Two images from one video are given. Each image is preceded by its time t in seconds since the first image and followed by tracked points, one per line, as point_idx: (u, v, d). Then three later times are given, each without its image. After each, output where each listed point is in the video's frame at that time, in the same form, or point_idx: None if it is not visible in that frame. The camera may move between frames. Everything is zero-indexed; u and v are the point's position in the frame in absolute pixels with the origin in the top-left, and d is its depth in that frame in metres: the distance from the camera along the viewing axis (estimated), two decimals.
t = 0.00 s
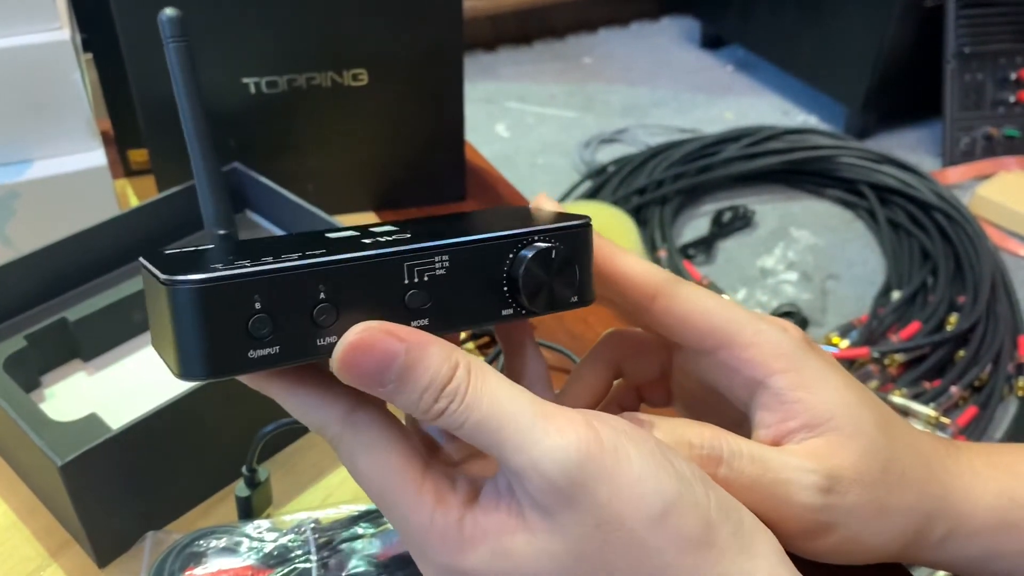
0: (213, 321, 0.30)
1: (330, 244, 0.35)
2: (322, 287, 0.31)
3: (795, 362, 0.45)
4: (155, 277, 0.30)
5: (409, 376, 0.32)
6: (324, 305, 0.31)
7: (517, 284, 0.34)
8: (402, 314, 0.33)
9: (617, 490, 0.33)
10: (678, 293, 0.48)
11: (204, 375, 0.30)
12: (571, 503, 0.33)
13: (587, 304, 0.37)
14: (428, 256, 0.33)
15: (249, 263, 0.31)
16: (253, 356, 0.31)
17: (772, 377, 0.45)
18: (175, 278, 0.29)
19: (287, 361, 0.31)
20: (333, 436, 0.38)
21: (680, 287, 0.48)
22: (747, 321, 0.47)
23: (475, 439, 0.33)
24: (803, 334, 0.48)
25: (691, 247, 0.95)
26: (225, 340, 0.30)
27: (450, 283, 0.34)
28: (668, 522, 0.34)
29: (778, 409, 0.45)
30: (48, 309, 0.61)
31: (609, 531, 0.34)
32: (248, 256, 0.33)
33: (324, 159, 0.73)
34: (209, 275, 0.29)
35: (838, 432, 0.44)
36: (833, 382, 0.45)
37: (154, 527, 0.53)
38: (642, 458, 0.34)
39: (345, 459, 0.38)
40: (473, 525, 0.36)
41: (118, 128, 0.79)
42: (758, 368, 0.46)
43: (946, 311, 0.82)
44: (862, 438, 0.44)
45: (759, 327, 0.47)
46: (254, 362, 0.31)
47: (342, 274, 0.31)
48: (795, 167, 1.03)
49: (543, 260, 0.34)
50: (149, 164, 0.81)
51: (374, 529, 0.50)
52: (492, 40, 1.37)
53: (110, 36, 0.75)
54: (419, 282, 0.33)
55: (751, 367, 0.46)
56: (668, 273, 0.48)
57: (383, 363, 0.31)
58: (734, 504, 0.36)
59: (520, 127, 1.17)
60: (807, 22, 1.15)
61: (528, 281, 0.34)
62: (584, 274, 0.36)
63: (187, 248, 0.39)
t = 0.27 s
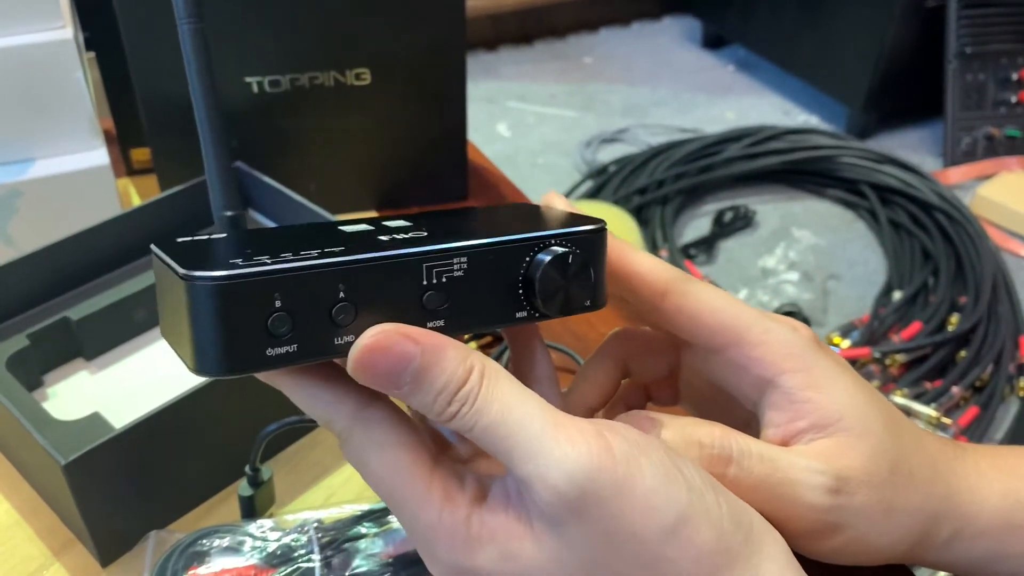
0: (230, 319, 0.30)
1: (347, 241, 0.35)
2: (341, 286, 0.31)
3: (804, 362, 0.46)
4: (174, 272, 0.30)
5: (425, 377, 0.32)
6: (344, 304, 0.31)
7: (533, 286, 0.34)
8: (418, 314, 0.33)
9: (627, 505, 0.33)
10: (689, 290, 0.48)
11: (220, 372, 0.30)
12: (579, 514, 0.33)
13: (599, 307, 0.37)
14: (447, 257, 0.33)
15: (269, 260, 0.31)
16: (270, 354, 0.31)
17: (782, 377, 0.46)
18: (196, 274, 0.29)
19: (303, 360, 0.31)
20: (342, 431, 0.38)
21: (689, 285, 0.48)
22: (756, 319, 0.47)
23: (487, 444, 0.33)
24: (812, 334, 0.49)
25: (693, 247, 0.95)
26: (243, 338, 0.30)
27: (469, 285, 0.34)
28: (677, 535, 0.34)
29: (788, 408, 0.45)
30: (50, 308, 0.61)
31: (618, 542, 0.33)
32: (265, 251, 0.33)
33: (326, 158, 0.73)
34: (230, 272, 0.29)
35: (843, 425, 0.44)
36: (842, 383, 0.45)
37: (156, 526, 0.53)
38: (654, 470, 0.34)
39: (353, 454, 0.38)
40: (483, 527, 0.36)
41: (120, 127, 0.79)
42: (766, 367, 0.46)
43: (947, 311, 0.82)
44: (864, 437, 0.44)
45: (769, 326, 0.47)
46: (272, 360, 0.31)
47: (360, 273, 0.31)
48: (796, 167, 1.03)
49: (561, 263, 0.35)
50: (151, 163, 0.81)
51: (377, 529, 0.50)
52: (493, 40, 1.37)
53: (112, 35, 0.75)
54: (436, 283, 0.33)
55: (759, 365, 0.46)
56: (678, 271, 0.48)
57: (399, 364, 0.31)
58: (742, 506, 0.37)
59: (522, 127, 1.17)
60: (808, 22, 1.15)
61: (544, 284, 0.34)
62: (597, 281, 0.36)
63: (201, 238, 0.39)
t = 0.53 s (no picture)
0: (200, 343, 0.32)
1: (354, 237, 0.36)
2: (319, 314, 0.33)
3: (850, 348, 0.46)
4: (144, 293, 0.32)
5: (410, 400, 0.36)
6: (318, 327, 0.34)
7: (555, 287, 0.36)
8: (411, 328, 0.36)
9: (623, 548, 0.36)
10: (744, 261, 0.48)
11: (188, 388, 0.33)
12: (562, 553, 0.36)
13: (628, 309, 0.39)
14: (452, 277, 0.35)
15: (237, 280, 0.33)
16: (236, 376, 0.34)
17: (828, 361, 0.46)
18: (166, 302, 0.31)
19: (275, 375, 0.34)
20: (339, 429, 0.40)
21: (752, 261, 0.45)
22: (806, 300, 0.48)
23: (478, 467, 0.37)
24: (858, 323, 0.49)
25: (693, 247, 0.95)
26: (207, 360, 0.33)
27: (471, 297, 0.36)
28: None
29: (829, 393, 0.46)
30: (51, 308, 0.61)
31: None
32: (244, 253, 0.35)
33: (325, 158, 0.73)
34: (196, 303, 0.32)
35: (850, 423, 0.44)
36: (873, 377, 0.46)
37: (157, 526, 0.53)
38: (651, 513, 0.37)
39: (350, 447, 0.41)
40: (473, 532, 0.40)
41: (120, 126, 0.79)
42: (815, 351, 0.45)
43: (947, 311, 0.82)
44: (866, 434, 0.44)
45: (819, 310, 0.48)
46: (236, 381, 0.34)
47: (337, 298, 0.33)
48: (796, 167, 1.03)
49: (587, 280, 0.36)
50: (151, 163, 0.81)
51: (378, 528, 0.50)
52: (494, 40, 1.37)
53: (113, 34, 0.75)
54: (434, 301, 0.35)
55: (807, 344, 0.47)
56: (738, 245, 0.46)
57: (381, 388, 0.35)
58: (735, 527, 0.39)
59: (522, 127, 1.17)
60: (808, 22, 1.14)
61: (563, 296, 0.36)
62: (631, 277, 0.38)
63: (199, 186, 0.40)
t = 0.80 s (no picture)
0: (138, 403, 0.35)
1: (285, 305, 0.37)
2: (249, 374, 0.36)
3: (851, 356, 0.44)
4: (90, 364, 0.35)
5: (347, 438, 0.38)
6: (252, 385, 0.36)
7: (480, 348, 0.38)
8: (341, 382, 0.38)
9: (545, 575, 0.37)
10: (753, 273, 0.43)
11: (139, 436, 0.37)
12: None
13: (566, 359, 0.40)
14: (370, 342, 0.36)
15: (172, 345, 0.36)
16: (180, 426, 0.37)
17: (828, 369, 0.44)
18: (104, 374, 0.34)
19: (217, 426, 0.37)
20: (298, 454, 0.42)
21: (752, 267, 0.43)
22: (809, 310, 0.44)
23: (409, 498, 0.38)
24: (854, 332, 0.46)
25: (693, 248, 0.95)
26: (152, 416, 0.36)
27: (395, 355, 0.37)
28: None
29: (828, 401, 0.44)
30: (52, 308, 0.61)
31: None
32: (187, 317, 0.37)
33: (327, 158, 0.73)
34: (131, 371, 0.34)
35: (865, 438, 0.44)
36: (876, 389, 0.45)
37: (157, 526, 0.53)
38: (576, 541, 0.37)
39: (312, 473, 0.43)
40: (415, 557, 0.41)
41: (121, 126, 0.79)
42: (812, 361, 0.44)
43: (948, 311, 0.82)
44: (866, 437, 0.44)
45: (819, 319, 0.44)
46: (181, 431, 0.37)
47: (262, 364, 0.36)
48: (796, 167, 1.03)
49: (512, 343, 0.37)
50: (151, 162, 0.81)
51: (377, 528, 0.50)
52: (494, 40, 1.37)
53: (113, 34, 0.75)
54: (358, 360, 0.37)
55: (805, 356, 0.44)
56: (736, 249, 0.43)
57: (313, 431, 0.37)
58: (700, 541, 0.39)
59: (522, 127, 1.17)
60: (809, 22, 1.14)
61: (487, 352, 0.37)
62: (569, 331, 0.39)
63: (157, 232, 0.41)
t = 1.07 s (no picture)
0: (166, 371, 0.36)
1: (310, 277, 0.39)
2: (277, 344, 0.37)
3: (832, 397, 0.45)
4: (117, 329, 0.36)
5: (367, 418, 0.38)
6: (278, 358, 0.37)
7: (500, 325, 0.39)
8: (365, 358, 0.39)
9: (554, 563, 0.36)
10: (725, 324, 0.46)
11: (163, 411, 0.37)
12: (505, 568, 0.37)
13: (576, 340, 0.42)
14: (400, 314, 0.38)
15: (201, 315, 0.36)
16: (204, 401, 0.37)
17: (806, 414, 0.45)
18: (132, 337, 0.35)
19: (239, 401, 0.38)
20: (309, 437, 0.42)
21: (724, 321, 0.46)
22: (785, 352, 0.46)
23: (425, 480, 0.38)
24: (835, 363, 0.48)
25: (694, 247, 0.95)
26: (178, 385, 0.37)
27: (419, 331, 0.39)
28: None
29: (812, 444, 0.46)
30: (52, 309, 0.61)
31: None
32: (214, 287, 0.38)
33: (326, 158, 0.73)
34: (164, 338, 0.35)
35: (866, 448, 0.44)
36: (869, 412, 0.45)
37: (157, 527, 0.53)
38: (588, 528, 0.37)
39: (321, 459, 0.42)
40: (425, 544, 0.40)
41: (121, 126, 0.79)
42: (793, 404, 0.46)
43: (948, 311, 0.82)
44: (863, 440, 0.44)
45: (797, 361, 0.46)
46: (204, 404, 0.37)
47: (291, 334, 0.37)
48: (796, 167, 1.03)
49: (535, 317, 0.39)
50: (151, 162, 0.81)
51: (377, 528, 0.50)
52: (494, 40, 1.37)
53: (113, 34, 0.75)
54: (385, 335, 0.38)
55: (784, 402, 0.46)
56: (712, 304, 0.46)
57: (335, 409, 0.37)
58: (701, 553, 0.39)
59: (522, 126, 1.17)
60: (809, 23, 1.15)
61: (509, 327, 0.39)
62: (584, 309, 0.41)
63: (176, 218, 0.42)
